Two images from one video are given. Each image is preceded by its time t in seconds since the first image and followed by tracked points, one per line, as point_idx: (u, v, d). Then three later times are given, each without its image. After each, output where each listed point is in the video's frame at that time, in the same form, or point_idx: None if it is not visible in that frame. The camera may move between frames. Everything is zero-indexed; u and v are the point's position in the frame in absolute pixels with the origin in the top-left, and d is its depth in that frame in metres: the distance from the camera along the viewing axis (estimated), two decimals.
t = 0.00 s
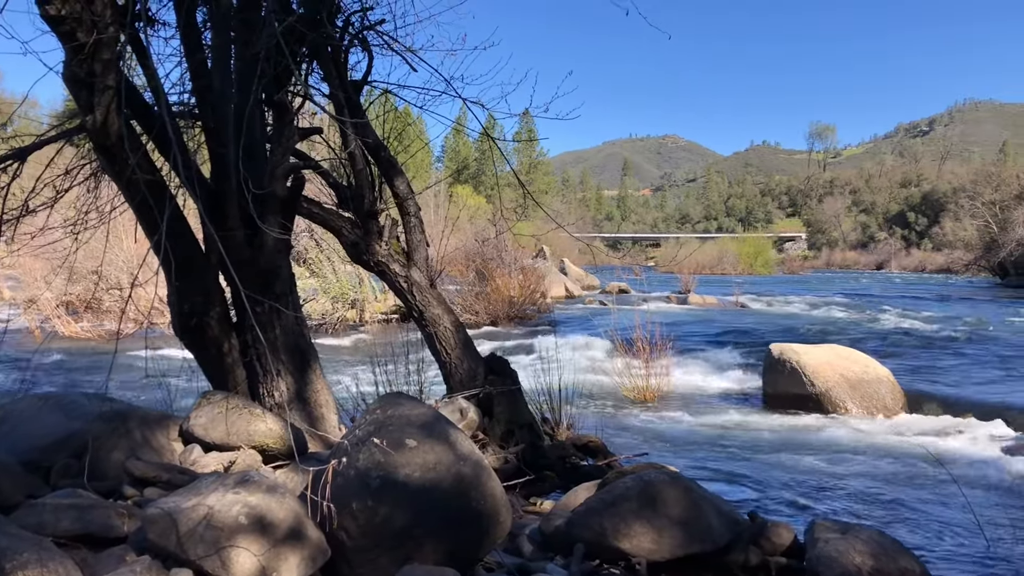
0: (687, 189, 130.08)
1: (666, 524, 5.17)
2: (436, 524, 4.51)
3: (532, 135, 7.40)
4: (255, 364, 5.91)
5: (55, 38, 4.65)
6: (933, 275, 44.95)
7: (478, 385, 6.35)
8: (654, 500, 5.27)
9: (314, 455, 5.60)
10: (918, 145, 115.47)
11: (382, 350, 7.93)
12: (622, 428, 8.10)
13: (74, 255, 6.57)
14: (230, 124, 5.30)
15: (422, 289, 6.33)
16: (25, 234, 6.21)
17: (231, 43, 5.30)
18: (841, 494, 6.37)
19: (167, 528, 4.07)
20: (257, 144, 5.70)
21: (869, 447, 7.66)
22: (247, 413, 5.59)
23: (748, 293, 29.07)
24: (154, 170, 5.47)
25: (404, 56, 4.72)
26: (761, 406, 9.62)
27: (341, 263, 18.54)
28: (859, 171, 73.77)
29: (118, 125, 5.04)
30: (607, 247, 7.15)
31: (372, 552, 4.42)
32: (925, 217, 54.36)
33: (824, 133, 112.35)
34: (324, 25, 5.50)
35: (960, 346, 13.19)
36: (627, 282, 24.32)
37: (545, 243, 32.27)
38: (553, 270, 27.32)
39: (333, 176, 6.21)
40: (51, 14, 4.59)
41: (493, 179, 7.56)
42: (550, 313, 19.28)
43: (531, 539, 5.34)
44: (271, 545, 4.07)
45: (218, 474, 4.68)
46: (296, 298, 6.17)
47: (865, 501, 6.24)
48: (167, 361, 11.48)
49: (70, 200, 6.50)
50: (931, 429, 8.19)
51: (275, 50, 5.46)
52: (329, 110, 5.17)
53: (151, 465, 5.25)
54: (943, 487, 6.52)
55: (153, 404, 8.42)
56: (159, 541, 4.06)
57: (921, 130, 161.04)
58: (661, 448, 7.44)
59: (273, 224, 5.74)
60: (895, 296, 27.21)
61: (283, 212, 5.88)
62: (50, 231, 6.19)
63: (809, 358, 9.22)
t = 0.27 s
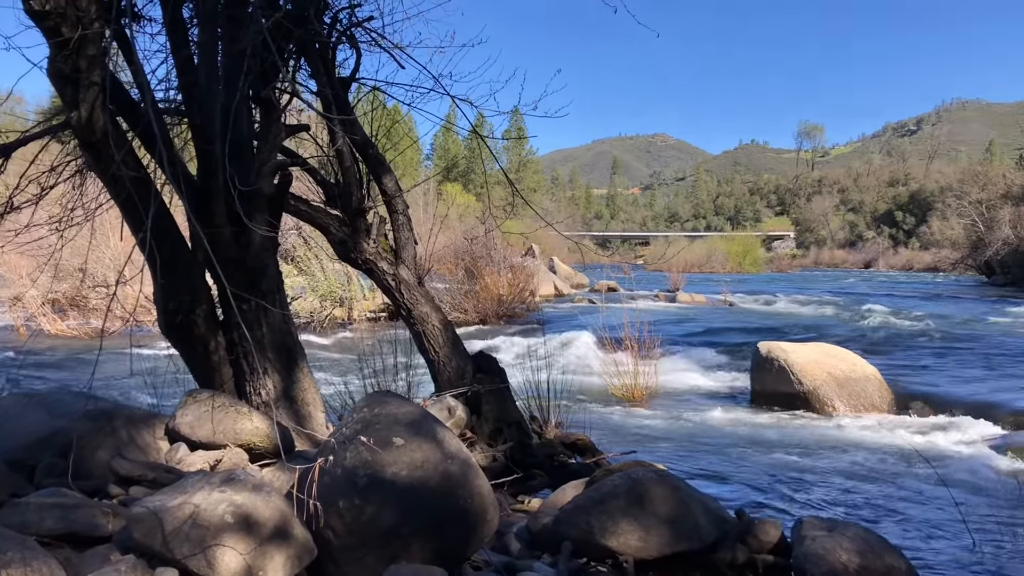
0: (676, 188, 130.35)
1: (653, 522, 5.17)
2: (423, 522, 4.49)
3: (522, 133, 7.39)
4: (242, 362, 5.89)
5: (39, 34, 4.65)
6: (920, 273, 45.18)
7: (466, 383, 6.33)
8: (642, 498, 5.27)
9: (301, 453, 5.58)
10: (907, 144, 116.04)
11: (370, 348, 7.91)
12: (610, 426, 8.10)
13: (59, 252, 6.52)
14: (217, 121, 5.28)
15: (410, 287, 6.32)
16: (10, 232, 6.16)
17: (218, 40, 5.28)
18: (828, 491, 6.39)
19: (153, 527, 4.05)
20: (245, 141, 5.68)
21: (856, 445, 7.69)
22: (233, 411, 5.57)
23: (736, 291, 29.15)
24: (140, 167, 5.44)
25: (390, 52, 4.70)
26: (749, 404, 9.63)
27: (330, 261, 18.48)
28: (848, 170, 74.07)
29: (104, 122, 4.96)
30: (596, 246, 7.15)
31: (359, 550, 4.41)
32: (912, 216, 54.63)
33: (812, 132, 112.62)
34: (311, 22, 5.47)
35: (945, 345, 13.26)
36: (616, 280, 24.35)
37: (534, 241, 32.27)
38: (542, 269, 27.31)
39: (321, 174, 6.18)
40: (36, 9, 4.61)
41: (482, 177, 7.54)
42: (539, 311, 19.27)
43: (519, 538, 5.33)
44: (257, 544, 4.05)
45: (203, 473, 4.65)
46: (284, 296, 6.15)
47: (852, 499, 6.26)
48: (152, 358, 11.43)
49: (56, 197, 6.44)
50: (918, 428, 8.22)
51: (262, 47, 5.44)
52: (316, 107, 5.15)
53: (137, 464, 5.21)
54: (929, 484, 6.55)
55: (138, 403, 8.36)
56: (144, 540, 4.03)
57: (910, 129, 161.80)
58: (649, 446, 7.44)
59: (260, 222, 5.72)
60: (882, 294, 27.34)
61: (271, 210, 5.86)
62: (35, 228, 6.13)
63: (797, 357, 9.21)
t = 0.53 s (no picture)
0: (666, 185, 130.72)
1: (640, 518, 5.18)
2: (410, 520, 4.49)
3: (512, 130, 7.39)
4: (229, 358, 5.87)
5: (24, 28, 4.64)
6: (906, 271, 45.48)
7: (454, 380, 6.33)
8: (628, 494, 5.30)
9: (288, 450, 5.57)
10: (895, 142, 116.68)
11: (358, 345, 7.90)
12: (597, 422, 8.11)
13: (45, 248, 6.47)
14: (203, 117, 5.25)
15: (398, 283, 6.30)
16: None
17: (205, 35, 5.25)
18: (815, 487, 6.42)
19: (138, 524, 4.03)
20: (232, 136, 5.65)
21: (843, 441, 7.72)
22: (220, 408, 5.56)
23: (724, 288, 29.27)
24: (126, 162, 5.41)
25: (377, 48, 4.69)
26: (736, 400, 9.67)
27: (318, 258, 18.44)
28: (836, 167, 74.45)
29: (89, 117, 4.92)
30: (584, 243, 7.15)
31: (346, 547, 4.41)
32: (899, 214, 54.96)
33: (800, 130, 113.01)
34: (299, 17, 5.45)
35: (930, 342, 13.35)
36: (605, 277, 24.41)
37: (523, 238, 32.29)
38: (532, 266, 27.35)
39: (308, 170, 6.17)
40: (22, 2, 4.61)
41: (471, 174, 7.54)
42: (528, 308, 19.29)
43: (506, 534, 5.33)
44: (243, 541, 4.04)
45: (190, 469, 4.63)
46: (271, 292, 6.14)
47: (838, 495, 6.28)
48: (139, 355, 11.38)
49: (42, 192, 6.40)
50: (904, 424, 8.27)
51: (248, 42, 5.41)
52: (303, 103, 5.13)
53: (122, 461, 5.18)
54: (915, 481, 6.59)
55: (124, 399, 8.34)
56: (130, 537, 4.01)
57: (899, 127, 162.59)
58: (636, 442, 7.46)
59: (247, 218, 5.70)
60: (869, 292, 27.50)
61: (258, 206, 5.84)
62: (20, 223, 6.09)
63: (783, 353, 9.27)
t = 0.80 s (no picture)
0: (656, 182, 130.90)
1: (628, 516, 5.20)
2: (397, 517, 4.48)
3: (500, 128, 7.39)
4: (217, 356, 5.86)
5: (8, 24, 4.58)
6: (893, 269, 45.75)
7: (442, 377, 6.33)
8: (616, 492, 5.31)
9: (275, 448, 5.55)
10: (883, 141, 117.32)
11: (346, 342, 7.88)
12: (585, 420, 8.13)
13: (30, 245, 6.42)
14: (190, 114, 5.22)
15: (387, 281, 6.29)
16: None
17: (192, 31, 5.22)
18: (802, 485, 6.45)
19: (124, 523, 4.01)
20: (219, 133, 5.63)
21: (830, 439, 7.76)
22: (208, 406, 5.54)
23: (712, 286, 29.37)
24: (113, 159, 5.38)
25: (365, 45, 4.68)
26: (724, 398, 9.70)
27: (307, 255, 18.40)
28: (824, 165, 74.78)
29: (75, 114, 4.89)
30: (573, 241, 7.16)
31: (333, 546, 4.40)
32: (887, 212, 55.28)
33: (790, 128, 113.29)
34: (287, 14, 5.43)
35: (915, 339, 13.45)
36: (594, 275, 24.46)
37: (512, 236, 32.30)
38: (521, 263, 27.36)
39: (296, 167, 6.15)
40: None
41: (459, 172, 7.54)
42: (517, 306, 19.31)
43: (494, 532, 5.34)
44: (230, 539, 4.03)
45: (177, 467, 4.61)
46: (259, 290, 6.12)
47: (825, 492, 6.31)
48: (125, 353, 11.32)
49: (27, 189, 6.35)
50: (891, 421, 8.32)
51: (236, 39, 5.38)
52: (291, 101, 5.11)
53: (109, 459, 5.16)
54: (901, 478, 6.63)
55: (110, 397, 8.30)
56: (115, 536, 3.99)
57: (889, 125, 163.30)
58: (624, 439, 7.48)
59: (234, 216, 5.68)
60: (855, 289, 27.65)
61: (245, 203, 5.83)
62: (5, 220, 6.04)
63: (771, 351, 9.31)
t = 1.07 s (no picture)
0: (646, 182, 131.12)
1: (617, 515, 5.21)
2: (387, 517, 4.48)
3: (490, 127, 7.39)
4: (205, 356, 5.85)
5: None
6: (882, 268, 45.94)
7: (432, 377, 6.32)
8: (606, 491, 5.32)
9: (263, 448, 5.54)
10: (872, 141, 117.87)
11: (336, 342, 7.87)
12: (575, 419, 8.14)
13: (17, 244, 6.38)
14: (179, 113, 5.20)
15: (376, 280, 6.28)
16: None
17: (180, 30, 5.19)
18: (792, 483, 6.47)
19: (112, 524, 3.99)
20: (207, 133, 5.61)
21: (819, 438, 7.79)
22: (196, 406, 5.52)
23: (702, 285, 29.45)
24: (100, 158, 5.36)
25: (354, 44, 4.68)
26: (713, 397, 9.73)
27: (296, 255, 18.35)
28: (813, 165, 75.02)
29: (62, 113, 4.87)
30: (562, 241, 7.17)
31: (323, 546, 4.39)
32: (875, 212, 55.58)
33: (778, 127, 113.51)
34: (275, 13, 5.40)
35: (902, 339, 13.52)
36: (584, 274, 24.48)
37: (502, 235, 32.31)
38: (511, 263, 27.37)
39: (286, 166, 6.13)
40: None
41: (449, 171, 7.53)
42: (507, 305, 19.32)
43: (483, 531, 5.34)
44: (218, 540, 4.02)
45: (165, 468, 4.59)
46: (247, 290, 6.11)
47: (814, 490, 6.34)
48: (112, 354, 11.25)
49: (14, 188, 6.31)
50: (879, 420, 8.36)
51: (224, 38, 5.36)
52: (280, 100, 5.09)
53: (97, 460, 5.13)
54: (889, 476, 6.66)
55: (96, 398, 8.26)
56: (103, 537, 3.97)
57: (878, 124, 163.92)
58: (614, 438, 7.49)
59: (223, 216, 5.67)
60: (843, 289, 27.78)
61: (234, 203, 5.82)
62: None
63: (760, 351, 9.33)
